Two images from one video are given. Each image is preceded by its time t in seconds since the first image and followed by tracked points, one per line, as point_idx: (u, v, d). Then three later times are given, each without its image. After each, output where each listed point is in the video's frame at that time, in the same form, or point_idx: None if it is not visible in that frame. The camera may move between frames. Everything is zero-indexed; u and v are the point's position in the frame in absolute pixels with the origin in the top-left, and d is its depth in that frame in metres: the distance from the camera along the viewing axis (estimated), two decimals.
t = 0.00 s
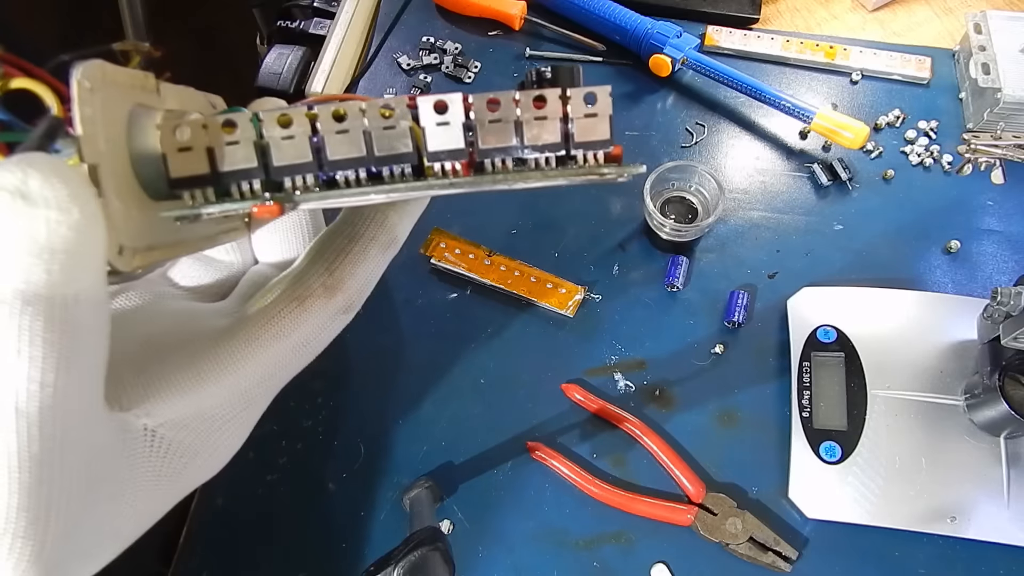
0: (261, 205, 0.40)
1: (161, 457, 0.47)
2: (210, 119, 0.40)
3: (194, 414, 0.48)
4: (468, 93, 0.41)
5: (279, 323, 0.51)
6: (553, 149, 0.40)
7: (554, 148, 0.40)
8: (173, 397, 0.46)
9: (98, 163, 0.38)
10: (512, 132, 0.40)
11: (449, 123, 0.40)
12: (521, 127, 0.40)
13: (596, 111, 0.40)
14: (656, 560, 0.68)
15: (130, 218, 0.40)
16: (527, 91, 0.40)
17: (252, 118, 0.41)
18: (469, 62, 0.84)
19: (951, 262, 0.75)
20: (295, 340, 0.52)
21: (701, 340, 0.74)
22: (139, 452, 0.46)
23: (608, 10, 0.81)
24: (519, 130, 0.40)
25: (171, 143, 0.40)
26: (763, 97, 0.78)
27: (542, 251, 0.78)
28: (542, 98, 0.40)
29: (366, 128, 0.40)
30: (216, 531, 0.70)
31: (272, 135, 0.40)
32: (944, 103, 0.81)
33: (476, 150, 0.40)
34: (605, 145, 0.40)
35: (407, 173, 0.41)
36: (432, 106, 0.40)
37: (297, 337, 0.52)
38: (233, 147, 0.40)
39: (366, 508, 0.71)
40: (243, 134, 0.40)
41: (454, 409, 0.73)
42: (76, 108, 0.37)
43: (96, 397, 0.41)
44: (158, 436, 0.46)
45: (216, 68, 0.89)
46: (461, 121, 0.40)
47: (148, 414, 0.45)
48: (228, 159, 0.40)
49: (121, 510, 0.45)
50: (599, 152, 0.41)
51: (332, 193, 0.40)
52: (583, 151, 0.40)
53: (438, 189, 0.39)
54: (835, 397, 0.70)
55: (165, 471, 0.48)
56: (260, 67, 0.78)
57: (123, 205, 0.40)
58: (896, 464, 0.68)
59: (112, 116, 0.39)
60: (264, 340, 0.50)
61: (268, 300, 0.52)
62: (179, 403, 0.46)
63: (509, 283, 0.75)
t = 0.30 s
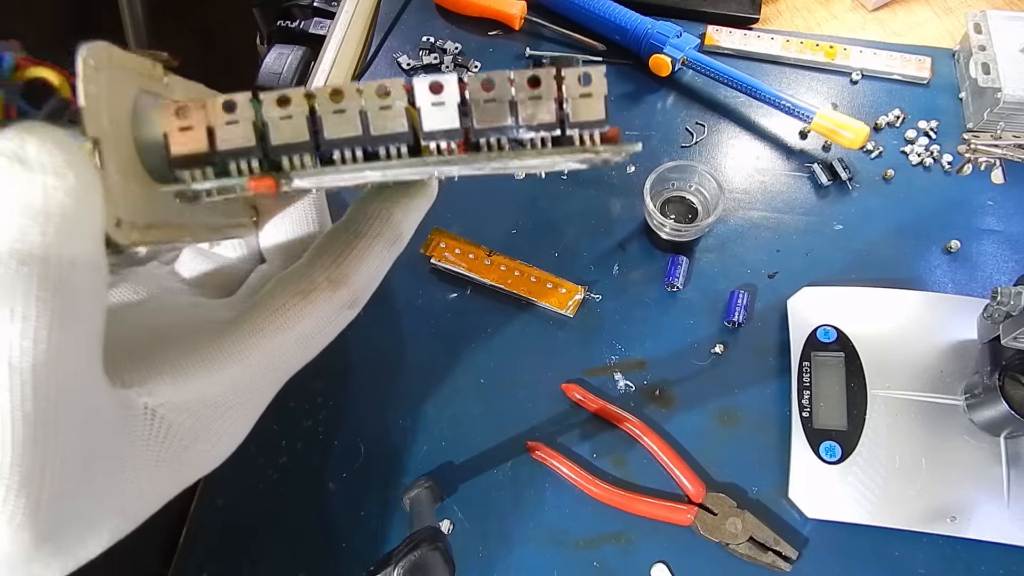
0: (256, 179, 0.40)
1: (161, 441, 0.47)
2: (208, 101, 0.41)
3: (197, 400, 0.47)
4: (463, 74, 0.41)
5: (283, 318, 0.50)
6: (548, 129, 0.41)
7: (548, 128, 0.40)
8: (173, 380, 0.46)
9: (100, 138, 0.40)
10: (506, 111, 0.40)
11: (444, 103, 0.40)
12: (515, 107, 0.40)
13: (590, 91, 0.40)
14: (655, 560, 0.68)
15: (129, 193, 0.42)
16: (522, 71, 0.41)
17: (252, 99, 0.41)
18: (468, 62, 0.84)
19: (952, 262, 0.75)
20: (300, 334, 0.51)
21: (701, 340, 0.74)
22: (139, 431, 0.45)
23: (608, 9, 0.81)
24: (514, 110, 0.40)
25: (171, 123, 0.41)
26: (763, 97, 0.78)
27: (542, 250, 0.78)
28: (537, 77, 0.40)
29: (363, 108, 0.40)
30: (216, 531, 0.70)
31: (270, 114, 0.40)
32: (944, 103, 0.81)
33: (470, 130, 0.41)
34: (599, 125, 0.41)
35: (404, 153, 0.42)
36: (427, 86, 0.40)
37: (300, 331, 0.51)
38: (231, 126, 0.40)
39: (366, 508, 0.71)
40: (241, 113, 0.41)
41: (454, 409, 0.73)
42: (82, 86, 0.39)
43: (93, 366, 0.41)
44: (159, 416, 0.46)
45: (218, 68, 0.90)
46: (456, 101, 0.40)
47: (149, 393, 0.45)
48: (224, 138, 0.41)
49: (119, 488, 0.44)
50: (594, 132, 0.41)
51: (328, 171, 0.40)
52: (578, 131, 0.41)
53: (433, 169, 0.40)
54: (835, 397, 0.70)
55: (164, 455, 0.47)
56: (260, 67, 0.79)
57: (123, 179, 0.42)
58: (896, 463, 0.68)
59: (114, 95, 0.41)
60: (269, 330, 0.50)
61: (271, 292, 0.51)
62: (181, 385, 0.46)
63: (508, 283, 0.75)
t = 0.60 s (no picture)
0: (221, 159, 0.40)
1: (134, 446, 0.46)
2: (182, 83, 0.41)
3: (175, 407, 0.47)
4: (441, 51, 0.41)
5: (271, 322, 0.51)
6: (529, 106, 0.40)
7: (528, 103, 0.40)
8: (146, 385, 0.46)
9: (68, 119, 0.38)
10: (485, 86, 0.40)
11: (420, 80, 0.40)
12: (494, 82, 0.40)
13: (574, 62, 0.39)
14: (656, 560, 0.68)
15: (98, 177, 0.40)
16: (500, 45, 0.40)
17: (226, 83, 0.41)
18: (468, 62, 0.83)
19: (952, 262, 0.75)
20: (284, 339, 0.52)
21: (701, 340, 0.74)
22: (107, 434, 0.45)
23: (608, 9, 0.81)
24: (492, 85, 0.40)
25: (144, 106, 0.40)
26: (763, 97, 0.78)
27: (542, 250, 0.78)
28: (516, 52, 0.40)
29: (336, 88, 0.40)
30: (216, 531, 0.70)
31: (243, 97, 0.40)
32: (944, 103, 0.81)
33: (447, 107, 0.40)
34: (585, 100, 0.40)
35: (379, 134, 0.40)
36: (401, 62, 0.40)
37: (285, 336, 0.52)
38: (203, 109, 0.40)
39: (366, 508, 0.71)
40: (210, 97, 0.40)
41: (454, 409, 0.73)
42: (48, 63, 0.37)
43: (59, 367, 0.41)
44: (129, 422, 0.45)
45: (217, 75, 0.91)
46: (432, 78, 0.40)
47: (119, 396, 0.45)
48: (197, 121, 0.40)
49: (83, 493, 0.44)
50: (580, 109, 0.40)
51: (298, 153, 0.40)
52: (561, 107, 0.40)
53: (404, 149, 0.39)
54: (835, 397, 0.70)
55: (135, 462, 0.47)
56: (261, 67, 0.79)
57: (92, 164, 0.40)
58: (896, 463, 0.68)
59: (87, 76, 0.39)
60: (251, 335, 0.51)
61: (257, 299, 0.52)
62: (154, 390, 0.46)
63: (509, 283, 0.75)
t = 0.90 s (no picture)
0: (221, 202, 0.40)
1: (122, 471, 0.47)
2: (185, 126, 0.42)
3: (164, 433, 0.48)
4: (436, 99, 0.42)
5: (261, 350, 0.52)
6: (522, 155, 0.41)
7: (521, 153, 0.41)
8: (137, 410, 0.46)
9: (70, 159, 0.40)
10: (479, 136, 0.41)
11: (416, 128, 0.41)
12: (488, 133, 0.41)
13: (565, 116, 0.41)
14: (655, 560, 0.68)
15: (99, 215, 0.41)
16: (495, 97, 0.41)
17: (226, 126, 0.41)
18: (469, 62, 0.83)
19: (952, 262, 0.75)
20: (272, 368, 0.52)
21: (701, 340, 0.74)
22: (95, 462, 0.46)
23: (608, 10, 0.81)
24: (486, 135, 0.41)
25: (145, 146, 0.41)
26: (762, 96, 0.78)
27: (542, 250, 0.78)
28: (510, 105, 0.41)
29: (334, 134, 0.41)
30: (216, 531, 0.70)
31: (244, 140, 0.41)
32: (944, 103, 0.81)
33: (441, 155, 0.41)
34: (576, 151, 0.41)
35: (375, 179, 0.41)
36: (398, 112, 0.41)
37: (274, 366, 0.53)
38: (204, 151, 0.41)
39: (366, 508, 0.71)
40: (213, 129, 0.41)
41: (454, 409, 0.73)
42: (53, 106, 0.39)
43: (52, 400, 0.42)
44: (118, 449, 0.46)
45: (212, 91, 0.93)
46: (427, 127, 0.41)
47: (108, 423, 0.45)
48: (197, 162, 0.41)
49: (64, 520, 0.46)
50: (570, 159, 0.41)
51: (295, 196, 0.40)
52: (553, 157, 0.41)
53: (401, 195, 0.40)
54: (835, 397, 0.70)
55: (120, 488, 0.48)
56: (260, 67, 0.79)
57: (93, 204, 0.41)
58: (896, 463, 0.68)
59: (90, 118, 0.41)
60: (241, 365, 0.51)
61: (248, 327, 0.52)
62: (144, 417, 0.47)
63: (508, 283, 0.75)
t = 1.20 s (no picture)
0: (193, 211, 0.41)
1: (84, 492, 0.48)
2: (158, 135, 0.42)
3: (126, 451, 0.48)
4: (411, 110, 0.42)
5: (233, 368, 0.52)
6: (499, 165, 0.41)
7: (499, 163, 0.41)
8: (100, 428, 0.47)
9: (37, 167, 0.40)
10: (457, 146, 0.41)
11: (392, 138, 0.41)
12: (465, 143, 0.41)
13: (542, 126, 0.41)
14: (656, 560, 0.68)
15: (64, 224, 0.41)
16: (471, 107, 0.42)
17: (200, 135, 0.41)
18: (469, 62, 0.83)
19: (952, 262, 0.75)
20: (246, 386, 0.53)
21: (701, 340, 0.74)
22: (55, 482, 0.46)
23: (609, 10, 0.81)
24: (463, 145, 0.41)
25: (116, 155, 0.41)
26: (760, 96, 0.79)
27: (542, 250, 0.78)
28: (487, 115, 0.42)
29: (310, 144, 0.41)
30: (216, 532, 0.70)
31: (217, 148, 0.41)
32: (944, 103, 0.81)
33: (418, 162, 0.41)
34: (553, 161, 0.42)
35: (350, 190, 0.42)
36: (376, 122, 0.41)
37: (248, 383, 0.53)
38: (177, 160, 0.41)
39: (366, 508, 0.71)
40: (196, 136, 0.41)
41: (454, 409, 0.73)
42: (21, 113, 0.39)
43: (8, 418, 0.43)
44: (79, 468, 0.47)
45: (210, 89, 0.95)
46: (404, 136, 0.41)
47: (68, 443, 0.46)
48: (170, 171, 0.41)
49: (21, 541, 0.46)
50: (547, 169, 0.42)
51: (268, 206, 0.40)
52: (530, 167, 0.42)
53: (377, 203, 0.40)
54: (835, 397, 0.70)
55: (86, 509, 0.48)
56: (260, 67, 0.80)
57: (59, 212, 0.41)
58: (896, 464, 0.68)
59: (62, 127, 0.41)
60: (211, 382, 0.52)
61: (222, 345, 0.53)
62: (107, 437, 0.47)
63: (509, 283, 0.75)
